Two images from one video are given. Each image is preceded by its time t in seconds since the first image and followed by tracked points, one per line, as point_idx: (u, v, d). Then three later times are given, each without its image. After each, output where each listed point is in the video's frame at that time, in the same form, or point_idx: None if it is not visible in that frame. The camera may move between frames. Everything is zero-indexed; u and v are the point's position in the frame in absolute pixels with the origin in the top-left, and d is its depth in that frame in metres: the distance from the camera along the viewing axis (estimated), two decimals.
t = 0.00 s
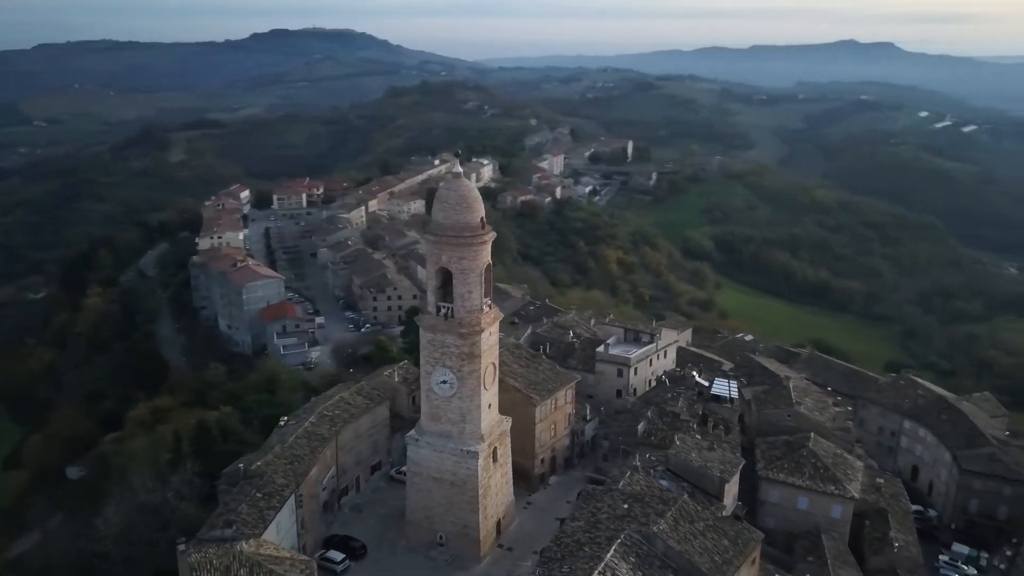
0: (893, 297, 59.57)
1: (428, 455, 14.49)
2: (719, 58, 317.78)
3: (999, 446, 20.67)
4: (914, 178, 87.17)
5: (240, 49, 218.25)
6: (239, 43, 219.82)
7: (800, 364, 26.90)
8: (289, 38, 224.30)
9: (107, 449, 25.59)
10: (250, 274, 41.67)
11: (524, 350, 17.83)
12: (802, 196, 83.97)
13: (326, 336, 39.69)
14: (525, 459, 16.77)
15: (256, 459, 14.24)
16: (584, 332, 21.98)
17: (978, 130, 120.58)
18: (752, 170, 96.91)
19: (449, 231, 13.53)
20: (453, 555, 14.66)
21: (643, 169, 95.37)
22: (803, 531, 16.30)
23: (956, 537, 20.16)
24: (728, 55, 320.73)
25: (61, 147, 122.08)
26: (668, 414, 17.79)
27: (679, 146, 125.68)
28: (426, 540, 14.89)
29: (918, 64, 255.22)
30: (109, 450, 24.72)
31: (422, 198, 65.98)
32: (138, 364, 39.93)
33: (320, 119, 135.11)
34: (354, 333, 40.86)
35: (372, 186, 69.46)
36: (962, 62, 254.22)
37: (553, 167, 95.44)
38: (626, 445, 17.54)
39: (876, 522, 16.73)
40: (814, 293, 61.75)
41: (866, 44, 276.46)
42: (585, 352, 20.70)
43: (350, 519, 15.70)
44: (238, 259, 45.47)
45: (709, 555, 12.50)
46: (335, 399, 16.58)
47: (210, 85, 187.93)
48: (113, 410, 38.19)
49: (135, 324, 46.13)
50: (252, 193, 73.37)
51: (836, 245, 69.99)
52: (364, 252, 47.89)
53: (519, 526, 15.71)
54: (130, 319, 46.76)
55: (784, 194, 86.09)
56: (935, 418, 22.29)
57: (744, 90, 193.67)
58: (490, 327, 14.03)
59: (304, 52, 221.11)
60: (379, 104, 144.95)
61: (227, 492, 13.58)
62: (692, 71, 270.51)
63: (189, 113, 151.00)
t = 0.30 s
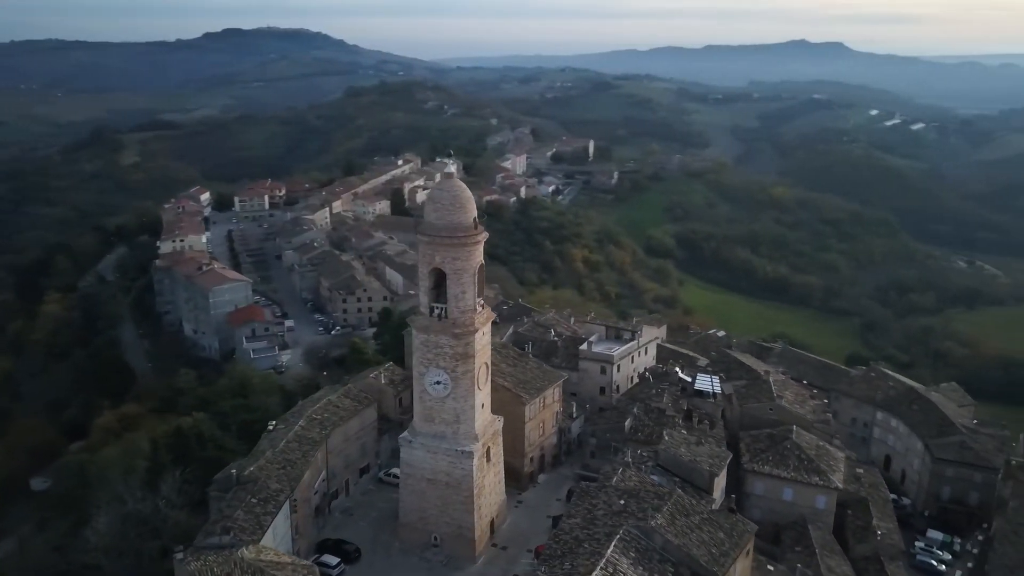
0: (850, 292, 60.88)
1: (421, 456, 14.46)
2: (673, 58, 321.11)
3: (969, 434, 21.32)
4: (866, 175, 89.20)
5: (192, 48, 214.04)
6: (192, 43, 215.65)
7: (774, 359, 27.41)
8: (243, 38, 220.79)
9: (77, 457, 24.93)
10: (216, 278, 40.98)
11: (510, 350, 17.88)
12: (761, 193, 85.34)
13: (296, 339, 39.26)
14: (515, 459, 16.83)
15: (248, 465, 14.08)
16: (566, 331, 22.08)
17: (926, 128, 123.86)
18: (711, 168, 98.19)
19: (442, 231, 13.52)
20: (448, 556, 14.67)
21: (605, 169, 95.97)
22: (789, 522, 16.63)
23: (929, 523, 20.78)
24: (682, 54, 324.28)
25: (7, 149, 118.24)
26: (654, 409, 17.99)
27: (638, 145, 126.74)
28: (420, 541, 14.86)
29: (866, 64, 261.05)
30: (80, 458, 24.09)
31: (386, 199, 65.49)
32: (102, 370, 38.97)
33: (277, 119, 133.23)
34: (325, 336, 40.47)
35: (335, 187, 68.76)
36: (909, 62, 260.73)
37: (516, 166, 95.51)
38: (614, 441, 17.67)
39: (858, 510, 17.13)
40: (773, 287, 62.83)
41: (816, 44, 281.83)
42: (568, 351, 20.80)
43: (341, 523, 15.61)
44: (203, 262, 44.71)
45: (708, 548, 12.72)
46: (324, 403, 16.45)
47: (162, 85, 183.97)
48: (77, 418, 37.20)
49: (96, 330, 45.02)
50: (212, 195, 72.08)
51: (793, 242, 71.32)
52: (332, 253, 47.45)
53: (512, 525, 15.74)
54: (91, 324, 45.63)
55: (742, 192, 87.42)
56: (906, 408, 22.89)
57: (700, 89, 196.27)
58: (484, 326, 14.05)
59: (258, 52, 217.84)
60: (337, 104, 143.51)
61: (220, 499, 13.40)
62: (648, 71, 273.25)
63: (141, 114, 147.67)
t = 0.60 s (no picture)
0: (808, 287, 62.04)
1: (415, 457, 14.41)
2: (629, 57, 323.59)
3: (939, 423, 21.97)
4: (821, 173, 91.08)
5: (142, 47, 209.24)
6: (141, 42, 210.92)
7: (746, 354, 27.86)
8: (194, 37, 216.67)
9: (45, 468, 24.23)
10: (182, 282, 40.17)
11: (497, 350, 17.91)
12: (720, 191, 86.51)
13: (265, 343, 38.72)
14: (504, 458, 16.87)
15: (241, 470, 13.94)
16: (546, 330, 22.16)
17: (876, 126, 126.79)
18: (670, 167, 99.29)
19: (434, 231, 13.52)
20: (442, 557, 14.64)
21: (567, 168, 96.38)
22: (774, 513, 16.92)
23: (903, 511, 21.32)
24: (637, 54, 326.98)
25: None
26: (639, 405, 18.18)
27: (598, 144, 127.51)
28: (414, 542, 14.80)
29: (817, 64, 266.07)
30: (48, 469, 23.39)
31: (350, 200, 64.85)
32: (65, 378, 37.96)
33: (232, 119, 130.98)
34: (294, 339, 39.97)
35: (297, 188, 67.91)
36: (857, 62, 266.61)
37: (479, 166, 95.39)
38: (602, 437, 17.79)
39: (839, 500, 17.51)
40: (734, 283, 63.80)
41: (768, 44, 286.53)
42: (551, 350, 20.89)
43: (331, 527, 15.50)
44: (167, 266, 43.82)
45: (705, 540, 12.92)
46: (312, 406, 16.31)
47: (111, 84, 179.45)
48: (38, 428, 36.15)
49: (56, 337, 43.82)
50: (170, 198, 70.62)
51: (752, 239, 72.49)
52: (298, 255, 46.88)
53: (503, 525, 15.78)
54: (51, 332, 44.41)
55: (702, 190, 88.55)
56: (878, 399, 23.46)
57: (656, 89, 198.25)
58: (476, 327, 14.08)
59: (210, 51, 214.04)
60: (294, 104, 141.71)
61: (214, 505, 13.23)
62: (604, 70, 275.31)
63: (91, 115, 143.96)
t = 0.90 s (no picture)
0: (769, 284, 63.09)
1: (409, 458, 14.37)
2: (585, 57, 325.07)
3: (910, 413, 22.56)
4: (778, 171, 92.63)
5: (90, 46, 203.88)
6: (89, 41, 205.57)
7: (721, 350, 28.28)
8: (145, 37, 211.86)
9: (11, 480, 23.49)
10: (147, 286, 39.34)
11: (483, 350, 17.93)
12: (681, 190, 87.46)
13: (234, 348, 38.13)
14: (495, 457, 16.89)
15: (234, 476, 13.78)
16: (528, 330, 22.23)
17: (829, 125, 129.44)
18: (631, 166, 100.05)
19: (427, 233, 13.51)
20: (437, 557, 14.62)
21: (529, 168, 96.50)
22: (759, 505, 17.22)
23: (878, 500, 21.84)
24: (593, 54, 328.33)
25: None
26: (625, 402, 18.35)
27: (558, 144, 127.90)
28: (409, 544, 14.74)
29: (770, 64, 270.17)
30: (16, 480, 22.67)
31: (313, 201, 64.08)
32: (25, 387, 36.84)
33: (187, 120, 128.33)
34: (263, 343, 39.42)
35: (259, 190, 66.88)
36: (808, 62, 271.53)
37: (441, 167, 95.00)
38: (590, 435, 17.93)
39: (820, 490, 17.90)
40: (696, 280, 64.63)
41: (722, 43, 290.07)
42: (534, 349, 20.96)
43: (323, 532, 15.38)
44: (130, 270, 42.87)
45: (701, 533, 13.11)
46: (300, 410, 16.17)
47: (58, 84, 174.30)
48: None
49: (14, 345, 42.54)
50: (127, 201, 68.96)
51: (714, 236, 73.44)
52: (265, 257, 46.22)
53: (495, 524, 15.80)
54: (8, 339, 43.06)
55: (663, 188, 89.39)
56: (851, 391, 23.99)
57: (614, 88, 199.69)
58: (470, 326, 14.08)
59: (161, 50, 209.52)
60: (250, 104, 139.46)
61: (208, 512, 13.07)
62: (561, 70, 276.28)
63: (38, 116, 139.82)
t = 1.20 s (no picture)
0: (731, 281, 63.98)
1: (405, 460, 14.31)
2: (544, 57, 325.87)
3: (884, 405, 23.11)
4: (738, 169, 93.93)
5: (38, 46, 198.58)
6: (37, 41, 200.24)
7: (696, 347, 28.61)
8: (95, 36, 207.06)
9: None
10: (112, 291, 38.50)
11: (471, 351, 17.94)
12: (644, 189, 88.24)
13: (203, 353, 37.53)
14: (486, 457, 16.93)
15: (229, 482, 13.64)
16: (511, 330, 22.29)
17: (785, 124, 131.58)
18: (594, 166, 100.61)
19: (422, 233, 13.48)
20: (433, 558, 14.58)
21: (493, 168, 96.50)
22: (746, 498, 17.51)
23: (854, 490, 22.33)
24: (552, 53, 329.09)
25: None
26: (612, 400, 18.50)
27: (520, 143, 128.04)
28: (405, 545, 14.68)
29: (725, 63, 273.57)
30: None
31: (278, 202, 63.24)
32: None
33: (142, 121, 125.67)
34: (233, 347, 38.85)
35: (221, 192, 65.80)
36: (763, 61, 275.55)
37: (405, 167, 94.49)
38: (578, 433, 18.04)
39: (804, 481, 18.26)
40: (661, 278, 65.21)
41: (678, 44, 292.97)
42: (519, 348, 21.02)
43: (317, 536, 15.27)
44: (93, 275, 41.90)
45: (699, 527, 13.30)
46: (290, 414, 16.04)
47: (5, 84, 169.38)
48: None
49: None
50: (84, 204, 67.31)
51: (678, 235, 74.22)
52: (232, 260, 45.51)
53: (489, 524, 15.82)
54: None
55: (626, 188, 90.06)
56: (826, 384, 24.49)
57: (573, 88, 200.53)
58: (464, 327, 14.08)
59: (113, 49, 204.92)
60: (207, 105, 137.12)
61: (205, 519, 12.93)
62: (521, 70, 276.56)
63: None
